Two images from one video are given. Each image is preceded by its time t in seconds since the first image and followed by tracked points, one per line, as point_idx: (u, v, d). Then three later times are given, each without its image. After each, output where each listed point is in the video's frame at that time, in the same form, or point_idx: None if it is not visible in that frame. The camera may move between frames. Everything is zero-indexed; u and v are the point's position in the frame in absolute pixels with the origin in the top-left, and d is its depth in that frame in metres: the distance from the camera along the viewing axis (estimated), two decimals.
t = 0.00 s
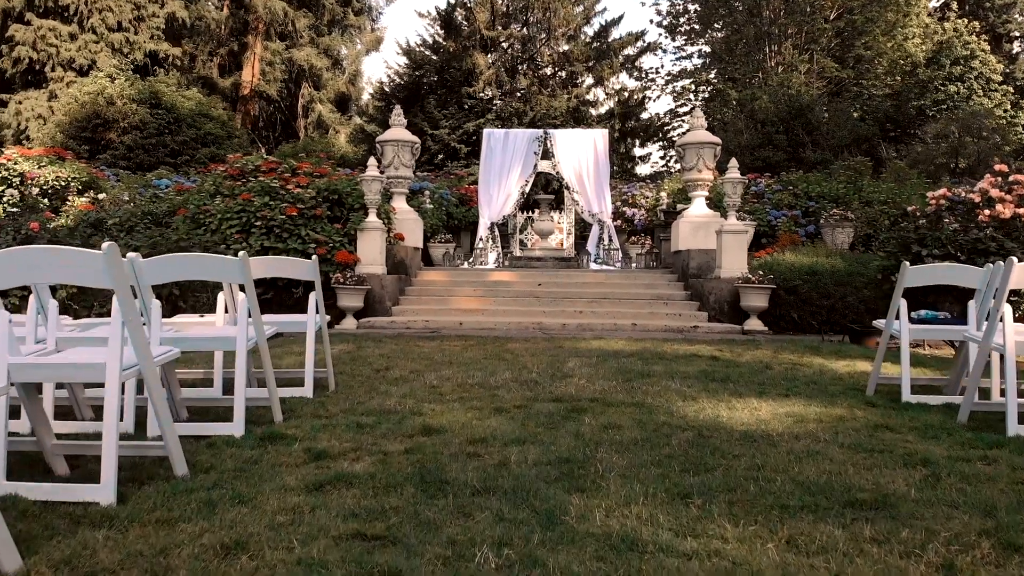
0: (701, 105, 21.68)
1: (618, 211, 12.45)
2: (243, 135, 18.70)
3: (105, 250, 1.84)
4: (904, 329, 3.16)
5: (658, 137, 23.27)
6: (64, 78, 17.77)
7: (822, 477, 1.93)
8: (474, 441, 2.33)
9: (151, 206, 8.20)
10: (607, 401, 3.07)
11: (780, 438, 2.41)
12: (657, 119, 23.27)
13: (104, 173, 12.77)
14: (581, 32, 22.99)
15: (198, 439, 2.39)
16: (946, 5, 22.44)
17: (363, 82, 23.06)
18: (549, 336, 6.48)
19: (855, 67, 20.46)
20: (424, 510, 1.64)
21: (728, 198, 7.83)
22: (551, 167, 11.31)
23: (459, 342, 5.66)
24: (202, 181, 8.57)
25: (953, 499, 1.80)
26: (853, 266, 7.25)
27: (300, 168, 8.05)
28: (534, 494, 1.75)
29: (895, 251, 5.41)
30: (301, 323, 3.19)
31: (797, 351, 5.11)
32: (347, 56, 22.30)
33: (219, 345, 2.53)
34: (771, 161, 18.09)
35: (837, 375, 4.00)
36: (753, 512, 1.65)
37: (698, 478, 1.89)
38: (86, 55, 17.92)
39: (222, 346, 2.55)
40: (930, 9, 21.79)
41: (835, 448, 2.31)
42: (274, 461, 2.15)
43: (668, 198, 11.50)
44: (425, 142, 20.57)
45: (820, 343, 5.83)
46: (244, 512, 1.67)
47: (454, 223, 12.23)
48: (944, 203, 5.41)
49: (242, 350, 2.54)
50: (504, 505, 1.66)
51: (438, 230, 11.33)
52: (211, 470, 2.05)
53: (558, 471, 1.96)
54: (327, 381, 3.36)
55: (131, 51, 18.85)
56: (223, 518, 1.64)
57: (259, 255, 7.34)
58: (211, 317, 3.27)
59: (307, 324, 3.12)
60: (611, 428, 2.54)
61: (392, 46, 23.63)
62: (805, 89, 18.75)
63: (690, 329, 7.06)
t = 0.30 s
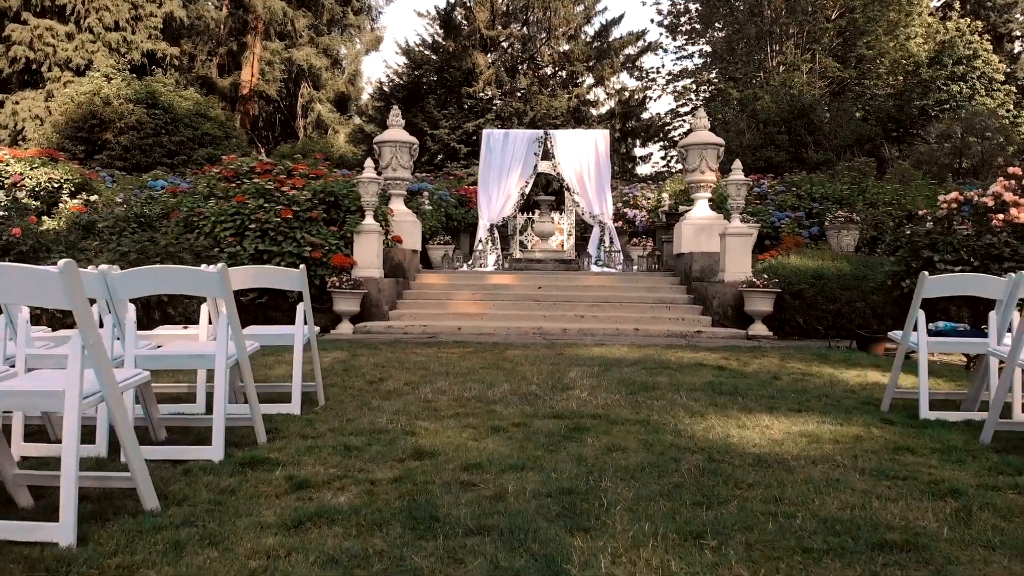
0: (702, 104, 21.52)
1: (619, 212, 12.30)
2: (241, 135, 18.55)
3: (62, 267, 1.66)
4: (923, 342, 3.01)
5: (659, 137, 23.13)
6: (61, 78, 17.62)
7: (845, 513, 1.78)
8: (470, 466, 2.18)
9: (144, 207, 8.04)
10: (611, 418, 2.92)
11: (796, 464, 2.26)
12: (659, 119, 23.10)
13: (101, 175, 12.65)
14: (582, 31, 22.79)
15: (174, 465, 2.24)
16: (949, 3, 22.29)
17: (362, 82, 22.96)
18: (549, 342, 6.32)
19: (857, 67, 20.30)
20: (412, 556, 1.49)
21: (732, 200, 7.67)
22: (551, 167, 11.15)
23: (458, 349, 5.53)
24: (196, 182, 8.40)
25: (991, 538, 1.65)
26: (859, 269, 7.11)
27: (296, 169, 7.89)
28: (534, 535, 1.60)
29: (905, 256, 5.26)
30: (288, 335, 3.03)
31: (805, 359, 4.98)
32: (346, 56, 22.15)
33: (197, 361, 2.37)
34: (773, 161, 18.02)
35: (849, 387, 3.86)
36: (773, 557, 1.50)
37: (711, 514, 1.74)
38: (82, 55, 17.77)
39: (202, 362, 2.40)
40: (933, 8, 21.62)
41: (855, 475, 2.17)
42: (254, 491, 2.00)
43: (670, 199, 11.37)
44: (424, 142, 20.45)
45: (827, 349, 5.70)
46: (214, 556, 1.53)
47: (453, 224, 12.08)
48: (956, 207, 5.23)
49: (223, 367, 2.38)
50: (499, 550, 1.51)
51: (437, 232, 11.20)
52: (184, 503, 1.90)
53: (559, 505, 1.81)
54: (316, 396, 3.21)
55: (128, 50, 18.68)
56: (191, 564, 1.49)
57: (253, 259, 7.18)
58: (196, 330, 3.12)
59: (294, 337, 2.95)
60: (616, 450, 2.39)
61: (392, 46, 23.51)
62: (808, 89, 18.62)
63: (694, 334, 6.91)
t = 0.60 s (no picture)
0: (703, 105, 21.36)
1: (621, 214, 12.16)
2: (238, 136, 18.38)
3: (14, 288, 1.50)
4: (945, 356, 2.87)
5: (660, 137, 22.96)
6: (57, 78, 17.45)
7: (877, 556, 1.63)
8: (467, 494, 2.03)
9: (137, 209, 7.90)
10: (616, 437, 2.76)
11: (817, 493, 2.11)
12: (659, 119, 22.96)
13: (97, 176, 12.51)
14: (582, 31, 22.63)
15: (148, 494, 2.09)
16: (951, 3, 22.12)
17: (360, 83, 22.85)
18: (550, 348, 6.17)
19: (859, 67, 20.14)
20: None
21: (736, 203, 7.51)
22: (551, 169, 11.00)
23: (457, 356, 5.39)
24: (189, 184, 8.25)
25: None
26: (867, 274, 6.99)
27: (291, 171, 7.72)
28: None
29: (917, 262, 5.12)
30: (275, 347, 2.86)
31: (814, 368, 4.84)
32: (345, 56, 22.03)
33: (175, 380, 2.23)
34: (775, 162, 17.98)
35: (863, 400, 3.71)
36: None
37: (729, 557, 1.59)
38: (78, 55, 17.61)
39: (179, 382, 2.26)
40: (935, 7, 21.45)
41: (882, 506, 2.02)
42: (231, 525, 1.85)
43: (672, 201, 11.23)
44: (423, 143, 20.32)
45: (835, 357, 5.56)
46: None
47: (453, 226, 11.93)
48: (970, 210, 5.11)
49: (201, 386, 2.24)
50: None
51: (436, 234, 11.06)
52: (156, 540, 1.75)
53: (563, 545, 1.65)
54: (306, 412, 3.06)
55: (125, 50, 18.53)
56: None
57: (247, 262, 7.02)
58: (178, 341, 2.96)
59: (282, 349, 2.80)
60: (623, 476, 2.24)
61: (390, 45, 23.37)
62: (810, 89, 18.50)
63: (698, 340, 6.76)
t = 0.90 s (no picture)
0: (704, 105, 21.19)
1: (622, 215, 12.00)
2: (236, 136, 18.21)
3: None
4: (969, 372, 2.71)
5: (661, 137, 22.77)
6: (54, 78, 17.31)
7: None
8: (464, 527, 1.88)
9: (130, 211, 7.76)
10: (623, 456, 2.61)
11: (843, 525, 1.96)
12: (661, 119, 22.77)
13: (92, 176, 12.37)
14: (583, 30, 22.46)
15: (120, 524, 1.95)
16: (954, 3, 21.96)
17: (360, 82, 22.72)
18: (552, 354, 6.02)
19: (862, 67, 20.00)
20: None
21: (741, 205, 7.35)
22: (551, 170, 10.85)
23: (456, 363, 5.24)
24: (183, 185, 8.10)
25: None
26: (873, 278, 6.85)
27: (286, 171, 7.58)
28: None
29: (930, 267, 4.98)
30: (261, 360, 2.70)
31: (824, 378, 4.69)
32: (345, 55, 21.91)
33: (148, 404, 2.06)
34: (778, 163, 17.92)
35: (879, 414, 3.56)
36: None
37: None
38: (75, 54, 17.45)
39: (153, 404, 2.08)
40: (938, 7, 21.29)
41: (912, 540, 1.87)
42: (207, 563, 1.69)
43: (674, 202, 11.07)
44: (423, 144, 20.18)
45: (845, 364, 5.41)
46: None
47: (452, 228, 11.78)
48: (984, 214, 4.90)
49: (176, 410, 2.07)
50: None
51: (435, 236, 10.92)
52: None
53: None
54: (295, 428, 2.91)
55: (122, 50, 18.38)
56: None
57: (241, 266, 6.87)
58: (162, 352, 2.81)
59: (269, 364, 2.65)
60: (633, 504, 2.08)
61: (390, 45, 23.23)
62: (813, 89, 18.35)
63: (703, 345, 6.60)
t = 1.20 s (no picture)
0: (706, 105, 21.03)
1: (624, 216, 11.84)
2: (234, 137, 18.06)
3: None
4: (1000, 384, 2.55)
5: (662, 138, 22.62)
6: (50, 78, 17.15)
7: None
8: (463, 566, 1.72)
9: (122, 213, 7.60)
10: (632, 478, 2.45)
11: (875, 562, 1.80)
12: (662, 119, 22.57)
13: (87, 177, 12.20)
14: (583, 30, 22.29)
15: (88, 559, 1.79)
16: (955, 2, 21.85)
17: (359, 82, 22.58)
18: (554, 360, 5.85)
19: (864, 66, 19.86)
20: None
21: (747, 207, 7.17)
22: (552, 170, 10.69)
23: (456, 370, 5.09)
24: (177, 187, 7.94)
25: None
26: (882, 282, 6.73)
27: (282, 172, 7.44)
28: None
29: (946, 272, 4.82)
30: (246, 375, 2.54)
31: (836, 387, 4.53)
32: (344, 55, 21.79)
33: (119, 428, 1.89)
34: (780, 163, 17.95)
35: (897, 427, 3.41)
36: None
37: None
38: (71, 54, 17.28)
39: (123, 427, 1.91)
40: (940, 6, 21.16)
41: None
42: None
43: (677, 203, 10.92)
44: (423, 144, 20.08)
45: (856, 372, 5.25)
46: None
47: (451, 229, 11.63)
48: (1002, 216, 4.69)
49: (149, 435, 1.89)
50: None
51: (434, 238, 10.76)
52: None
53: None
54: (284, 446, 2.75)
55: (119, 49, 18.23)
56: None
57: (235, 269, 6.69)
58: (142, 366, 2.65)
59: (254, 380, 2.49)
60: (645, 536, 1.92)
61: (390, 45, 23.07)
62: (815, 88, 18.24)
63: (708, 351, 6.44)
